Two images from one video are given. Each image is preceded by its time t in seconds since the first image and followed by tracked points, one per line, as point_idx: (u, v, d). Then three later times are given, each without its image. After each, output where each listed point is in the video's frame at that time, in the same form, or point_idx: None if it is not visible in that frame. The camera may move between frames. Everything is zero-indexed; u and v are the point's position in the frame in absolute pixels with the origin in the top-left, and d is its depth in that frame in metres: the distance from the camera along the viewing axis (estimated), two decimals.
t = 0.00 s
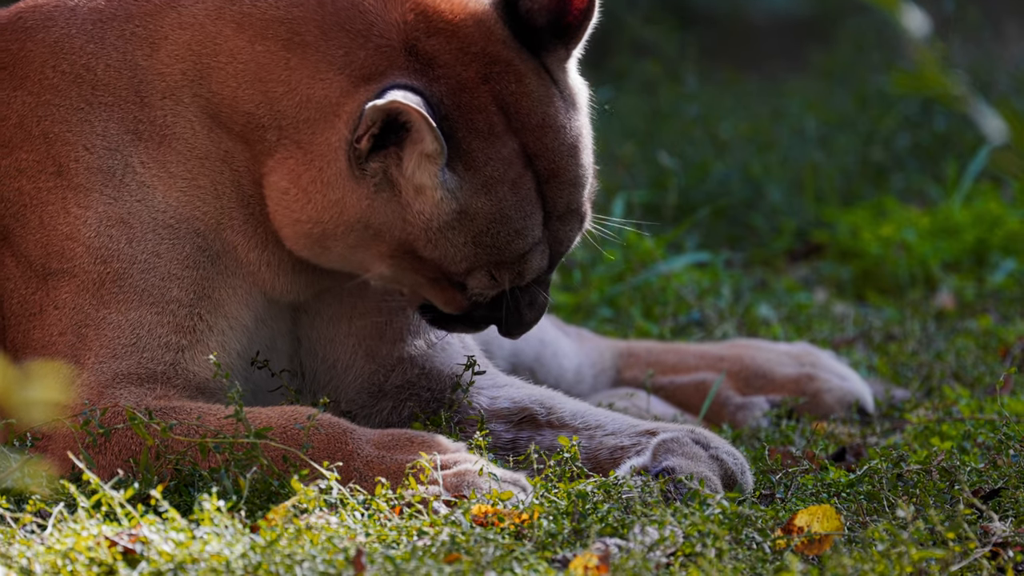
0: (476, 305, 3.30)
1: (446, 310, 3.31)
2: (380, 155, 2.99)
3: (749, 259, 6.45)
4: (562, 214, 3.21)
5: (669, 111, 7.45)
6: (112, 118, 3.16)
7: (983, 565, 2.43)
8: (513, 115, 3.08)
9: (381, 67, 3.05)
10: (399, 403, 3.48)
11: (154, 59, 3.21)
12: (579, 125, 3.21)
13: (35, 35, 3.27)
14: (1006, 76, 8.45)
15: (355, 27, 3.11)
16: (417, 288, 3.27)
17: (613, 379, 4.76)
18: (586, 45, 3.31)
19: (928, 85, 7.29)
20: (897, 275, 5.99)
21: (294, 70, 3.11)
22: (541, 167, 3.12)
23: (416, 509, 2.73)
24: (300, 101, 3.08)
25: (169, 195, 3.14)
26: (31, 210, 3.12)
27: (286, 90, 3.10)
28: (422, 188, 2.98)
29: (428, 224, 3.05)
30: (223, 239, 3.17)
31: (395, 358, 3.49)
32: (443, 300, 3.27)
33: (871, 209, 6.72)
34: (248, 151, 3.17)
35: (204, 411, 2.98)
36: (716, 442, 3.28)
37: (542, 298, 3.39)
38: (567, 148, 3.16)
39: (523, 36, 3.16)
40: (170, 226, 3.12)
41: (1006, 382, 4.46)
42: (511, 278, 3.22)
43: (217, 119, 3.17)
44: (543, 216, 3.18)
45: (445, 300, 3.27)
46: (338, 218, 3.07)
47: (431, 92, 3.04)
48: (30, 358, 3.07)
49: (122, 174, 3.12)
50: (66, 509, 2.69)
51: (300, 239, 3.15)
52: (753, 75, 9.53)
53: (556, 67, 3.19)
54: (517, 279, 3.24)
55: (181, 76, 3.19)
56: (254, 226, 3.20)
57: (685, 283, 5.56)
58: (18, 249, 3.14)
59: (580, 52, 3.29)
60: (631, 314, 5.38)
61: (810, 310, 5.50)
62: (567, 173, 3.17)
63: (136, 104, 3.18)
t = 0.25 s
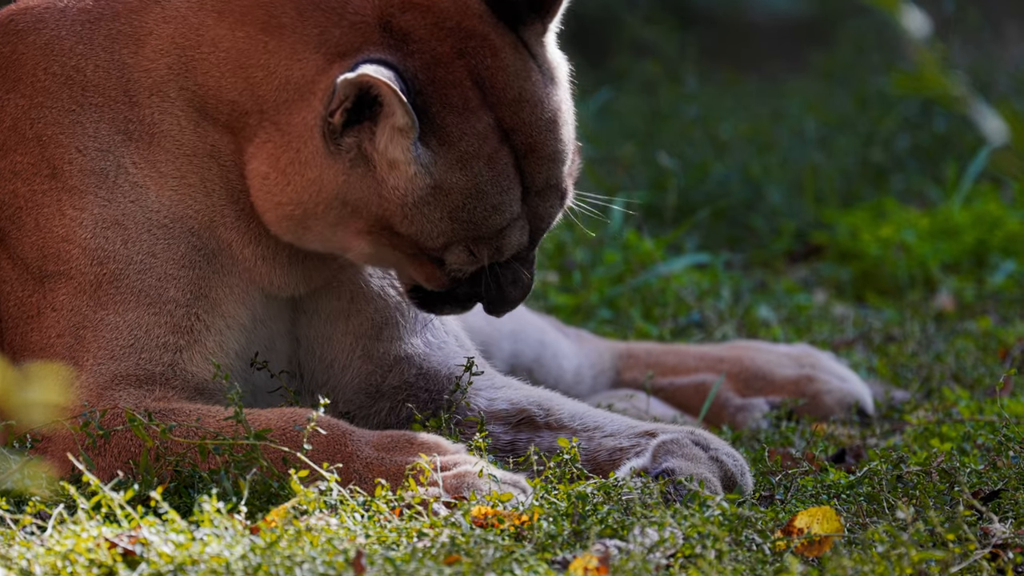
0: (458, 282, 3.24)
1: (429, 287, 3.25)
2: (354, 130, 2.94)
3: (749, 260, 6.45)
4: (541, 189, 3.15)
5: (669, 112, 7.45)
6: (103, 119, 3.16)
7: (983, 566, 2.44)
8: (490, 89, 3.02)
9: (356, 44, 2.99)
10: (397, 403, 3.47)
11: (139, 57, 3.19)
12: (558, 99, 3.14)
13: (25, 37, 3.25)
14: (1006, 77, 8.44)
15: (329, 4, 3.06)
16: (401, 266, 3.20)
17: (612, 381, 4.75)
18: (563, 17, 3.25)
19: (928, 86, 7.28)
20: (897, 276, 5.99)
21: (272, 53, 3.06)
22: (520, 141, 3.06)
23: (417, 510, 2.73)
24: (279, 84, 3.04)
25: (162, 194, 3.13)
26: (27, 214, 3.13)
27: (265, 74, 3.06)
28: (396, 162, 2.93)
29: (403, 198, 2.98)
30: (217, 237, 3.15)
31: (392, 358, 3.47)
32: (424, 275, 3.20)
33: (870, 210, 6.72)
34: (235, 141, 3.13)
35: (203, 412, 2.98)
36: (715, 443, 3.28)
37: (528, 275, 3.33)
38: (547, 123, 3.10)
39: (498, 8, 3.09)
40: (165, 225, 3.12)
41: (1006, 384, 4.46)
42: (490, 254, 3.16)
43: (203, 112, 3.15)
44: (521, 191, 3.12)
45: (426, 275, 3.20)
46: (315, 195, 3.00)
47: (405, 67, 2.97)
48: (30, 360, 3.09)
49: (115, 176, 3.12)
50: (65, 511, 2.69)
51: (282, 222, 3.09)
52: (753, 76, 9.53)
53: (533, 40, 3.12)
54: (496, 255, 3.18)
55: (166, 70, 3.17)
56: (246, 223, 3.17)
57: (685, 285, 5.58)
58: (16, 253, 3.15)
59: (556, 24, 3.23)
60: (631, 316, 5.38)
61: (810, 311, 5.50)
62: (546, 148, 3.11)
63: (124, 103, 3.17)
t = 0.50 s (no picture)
0: (451, 241, 3.18)
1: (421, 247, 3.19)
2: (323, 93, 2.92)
3: (749, 262, 6.45)
4: (525, 136, 3.06)
5: (668, 114, 7.45)
6: (88, 118, 3.16)
7: (984, 568, 2.44)
8: (455, 38, 2.98)
9: (320, 9, 3.01)
10: (394, 400, 3.44)
11: (116, 51, 3.20)
12: (530, 42, 3.06)
13: (8, 42, 3.27)
14: (1006, 79, 8.45)
15: None
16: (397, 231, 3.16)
17: (613, 383, 4.75)
18: None
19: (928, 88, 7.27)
20: (897, 279, 5.99)
21: (241, 27, 3.09)
22: (494, 88, 3.00)
23: (417, 513, 2.73)
24: (251, 56, 3.07)
25: (151, 189, 3.13)
26: (18, 216, 3.14)
27: (236, 50, 3.09)
28: (363, 120, 2.90)
29: (379, 155, 2.94)
30: (208, 228, 3.16)
31: (387, 353, 3.45)
32: (416, 236, 3.15)
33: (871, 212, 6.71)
34: (213, 124, 3.15)
35: (202, 414, 2.98)
36: (716, 445, 3.28)
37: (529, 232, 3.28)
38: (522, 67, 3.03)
39: None
40: (156, 220, 3.12)
41: (1006, 386, 4.46)
42: (478, 209, 3.08)
43: (182, 99, 3.16)
44: (503, 139, 3.04)
45: (416, 236, 3.14)
46: (293, 162, 3.00)
47: (368, 23, 2.96)
48: (27, 362, 3.11)
49: (104, 175, 3.12)
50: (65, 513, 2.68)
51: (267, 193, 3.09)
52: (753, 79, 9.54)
53: None
54: (484, 212, 3.10)
55: (142, 61, 3.18)
56: (236, 207, 3.18)
57: (685, 286, 5.59)
58: (9, 257, 3.16)
59: None
60: (631, 318, 5.37)
61: (810, 313, 5.50)
62: (525, 94, 3.03)
63: (106, 100, 3.18)
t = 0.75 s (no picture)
0: (434, 254, 3.33)
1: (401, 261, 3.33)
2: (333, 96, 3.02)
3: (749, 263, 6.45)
4: (520, 158, 3.22)
5: (668, 115, 7.46)
6: (72, 118, 3.17)
7: (984, 569, 2.44)
8: (466, 56, 3.08)
9: (329, 18, 3.05)
10: (387, 396, 3.46)
11: (103, 50, 3.20)
12: (533, 66, 3.21)
13: None
14: (1006, 81, 8.45)
15: None
16: (374, 241, 3.28)
17: (613, 384, 4.75)
18: None
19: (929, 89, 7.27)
20: (897, 280, 5.99)
21: (243, 31, 3.10)
22: (498, 111, 3.14)
23: (417, 514, 2.73)
24: (252, 60, 3.09)
25: (132, 188, 3.16)
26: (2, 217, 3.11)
27: (237, 53, 3.10)
28: (373, 131, 3.02)
29: (381, 167, 3.07)
30: (190, 226, 3.18)
31: (379, 347, 3.48)
32: (397, 248, 3.28)
33: (871, 214, 6.71)
34: (203, 122, 3.17)
35: (201, 417, 2.99)
36: (715, 446, 3.28)
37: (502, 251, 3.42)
38: (525, 94, 3.17)
39: None
40: (139, 219, 3.14)
41: (1006, 387, 4.46)
42: (469, 228, 3.25)
43: (169, 96, 3.18)
44: (499, 161, 3.19)
45: (401, 250, 3.29)
46: (291, 164, 3.08)
47: (381, 31, 3.04)
48: (18, 364, 3.07)
49: (87, 175, 3.13)
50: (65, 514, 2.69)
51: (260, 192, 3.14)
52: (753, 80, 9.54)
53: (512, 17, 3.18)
54: (475, 229, 3.26)
55: (132, 60, 3.18)
56: (221, 205, 3.21)
57: (685, 288, 5.59)
58: None
59: None
60: (632, 320, 5.38)
61: (810, 315, 5.50)
62: (524, 118, 3.19)
63: (91, 98, 3.18)
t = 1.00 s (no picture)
0: (431, 317, 3.37)
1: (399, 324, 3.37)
2: (362, 142, 3.09)
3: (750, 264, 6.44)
4: (527, 233, 3.34)
5: (669, 116, 7.46)
6: (72, 118, 3.16)
7: (984, 570, 2.44)
8: (495, 120, 3.21)
9: (369, 63, 3.15)
10: (370, 412, 3.52)
11: (118, 56, 3.21)
12: (552, 144, 3.35)
13: None
14: (1006, 82, 8.45)
15: (340, 23, 3.20)
16: (371, 297, 3.33)
17: (612, 385, 4.75)
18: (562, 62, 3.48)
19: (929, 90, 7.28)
20: (898, 282, 5.99)
21: (275, 64, 3.17)
22: (517, 180, 3.25)
23: (417, 515, 2.73)
24: (280, 95, 3.14)
25: (129, 193, 3.14)
26: None
27: (265, 85, 3.15)
28: (401, 181, 3.08)
29: (398, 221, 3.12)
30: (184, 234, 3.16)
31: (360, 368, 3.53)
32: (395, 308, 3.32)
33: (871, 215, 6.71)
34: (218, 144, 3.18)
35: (201, 418, 2.99)
36: (708, 445, 3.30)
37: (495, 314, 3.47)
38: (543, 167, 3.30)
39: (509, 44, 3.33)
40: (133, 223, 3.12)
41: (1006, 388, 4.46)
42: (467, 292, 3.31)
43: (184, 110, 3.19)
44: (508, 232, 3.30)
45: (398, 310, 3.32)
46: (310, 208, 3.11)
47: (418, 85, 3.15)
48: (11, 366, 3.06)
49: (84, 176, 3.12)
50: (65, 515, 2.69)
51: (267, 231, 3.15)
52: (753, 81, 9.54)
53: (539, 78, 3.36)
54: (473, 296, 3.33)
55: (147, 69, 3.20)
56: (219, 220, 3.19)
57: (685, 289, 5.59)
58: None
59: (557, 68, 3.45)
60: (632, 321, 5.37)
61: (810, 317, 5.50)
62: (538, 192, 3.31)
63: (97, 100, 3.18)
